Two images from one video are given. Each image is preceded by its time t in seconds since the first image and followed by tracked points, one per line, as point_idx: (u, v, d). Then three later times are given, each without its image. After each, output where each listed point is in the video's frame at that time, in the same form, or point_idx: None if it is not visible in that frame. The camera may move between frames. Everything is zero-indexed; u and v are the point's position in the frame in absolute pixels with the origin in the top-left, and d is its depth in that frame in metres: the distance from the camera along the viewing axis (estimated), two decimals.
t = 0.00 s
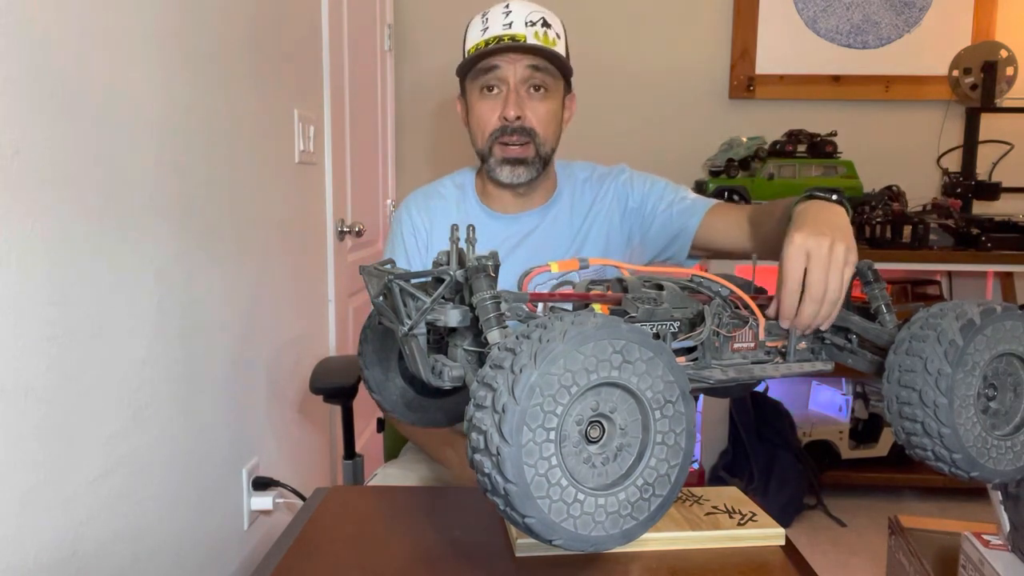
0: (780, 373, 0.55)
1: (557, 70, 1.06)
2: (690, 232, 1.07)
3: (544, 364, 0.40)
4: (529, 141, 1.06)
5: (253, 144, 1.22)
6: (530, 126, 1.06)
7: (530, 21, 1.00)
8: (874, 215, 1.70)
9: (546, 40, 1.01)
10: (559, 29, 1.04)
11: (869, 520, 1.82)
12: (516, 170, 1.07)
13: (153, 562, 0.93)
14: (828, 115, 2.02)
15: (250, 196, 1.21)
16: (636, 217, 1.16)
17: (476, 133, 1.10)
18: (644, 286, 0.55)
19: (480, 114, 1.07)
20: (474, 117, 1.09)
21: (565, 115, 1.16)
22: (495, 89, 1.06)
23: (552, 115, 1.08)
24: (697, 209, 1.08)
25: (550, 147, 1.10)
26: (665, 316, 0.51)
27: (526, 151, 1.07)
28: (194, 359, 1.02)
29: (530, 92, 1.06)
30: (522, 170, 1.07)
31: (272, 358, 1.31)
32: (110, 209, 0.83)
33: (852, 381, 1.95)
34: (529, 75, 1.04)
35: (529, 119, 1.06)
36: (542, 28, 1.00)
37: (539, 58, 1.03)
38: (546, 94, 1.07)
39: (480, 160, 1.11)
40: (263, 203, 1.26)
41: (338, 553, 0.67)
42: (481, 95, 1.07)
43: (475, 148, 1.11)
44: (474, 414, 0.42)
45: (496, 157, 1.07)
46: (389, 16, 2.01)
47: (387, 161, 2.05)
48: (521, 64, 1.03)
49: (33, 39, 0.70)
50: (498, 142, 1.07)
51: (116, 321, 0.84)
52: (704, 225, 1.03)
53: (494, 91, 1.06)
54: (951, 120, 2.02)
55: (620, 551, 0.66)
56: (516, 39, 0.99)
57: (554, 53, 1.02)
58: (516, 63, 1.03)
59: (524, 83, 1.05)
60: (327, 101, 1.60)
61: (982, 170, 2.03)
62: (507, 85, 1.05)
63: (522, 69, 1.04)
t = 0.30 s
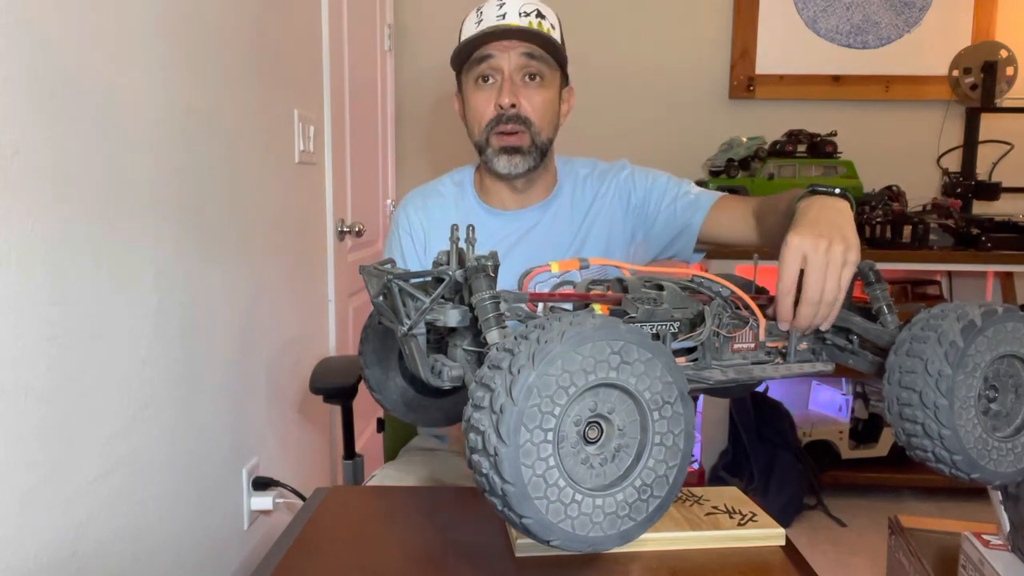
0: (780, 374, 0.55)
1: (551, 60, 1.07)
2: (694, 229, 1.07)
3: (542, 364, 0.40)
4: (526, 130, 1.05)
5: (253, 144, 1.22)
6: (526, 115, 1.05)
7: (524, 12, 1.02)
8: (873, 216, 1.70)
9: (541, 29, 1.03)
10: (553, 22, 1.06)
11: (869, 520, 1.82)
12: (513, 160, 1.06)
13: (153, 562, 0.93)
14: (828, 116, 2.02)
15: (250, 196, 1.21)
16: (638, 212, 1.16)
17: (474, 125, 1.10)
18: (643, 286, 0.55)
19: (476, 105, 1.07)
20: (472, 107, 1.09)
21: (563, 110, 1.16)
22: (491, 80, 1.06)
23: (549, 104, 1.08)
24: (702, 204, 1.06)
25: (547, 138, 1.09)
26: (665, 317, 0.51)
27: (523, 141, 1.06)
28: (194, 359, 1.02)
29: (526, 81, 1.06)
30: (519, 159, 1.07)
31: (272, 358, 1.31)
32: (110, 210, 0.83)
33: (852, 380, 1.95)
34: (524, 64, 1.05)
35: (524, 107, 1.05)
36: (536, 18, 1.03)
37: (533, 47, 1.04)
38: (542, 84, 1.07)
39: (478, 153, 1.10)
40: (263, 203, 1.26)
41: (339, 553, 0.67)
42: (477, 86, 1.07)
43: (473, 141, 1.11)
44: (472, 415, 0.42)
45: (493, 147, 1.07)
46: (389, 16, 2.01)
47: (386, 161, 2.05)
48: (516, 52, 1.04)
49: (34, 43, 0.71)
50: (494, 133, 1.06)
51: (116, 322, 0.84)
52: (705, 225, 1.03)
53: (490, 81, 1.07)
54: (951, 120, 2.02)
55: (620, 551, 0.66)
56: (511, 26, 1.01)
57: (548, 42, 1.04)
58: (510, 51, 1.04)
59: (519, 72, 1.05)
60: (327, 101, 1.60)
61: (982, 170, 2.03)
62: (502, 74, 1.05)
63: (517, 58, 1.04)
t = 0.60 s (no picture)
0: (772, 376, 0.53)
1: (551, 59, 1.07)
2: (695, 224, 1.05)
3: (509, 362, 0.40)
4: (524, 129, 1.06)
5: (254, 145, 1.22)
6: (525, 114, 1.05)
7: (522, 11, 1.01)
8: (873, 216, 1.71)
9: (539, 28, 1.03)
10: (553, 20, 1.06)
11: (869, 520, 1.82)
12: (512, 159, 1.06)
13: (153, 562, 0.93)
14: (828, 116, 2.02)
15: (250, 196, 1.21)
16: (639, 209, 1.15)
17: (474, 124, 1.10)
18: (639, 286, 0.55)
19: (476, 106, 1.08)
20: (472, 107, 1.08)
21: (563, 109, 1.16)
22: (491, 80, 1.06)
23: (548, 103, 1.08)
24: (703, 198, 1.05)
25: (547, 137, 1.09)
26: (658, 317, 0.52)
27: (522, 141, 1.06)
28: (194, 359, 1.02)
29: (526, 81, 1.06)
30: (519, 159, 1.06)
31: (272, 359, 1.30)
32: (110, 210, 0.83)
33: (852, 381, 1.95)
34: (523, 63, 1.05)
35: (523, 106, 1.05)
36: (535, 16, 1.02)
37: (531, 47, 1.04)
38: (540, 84, 1.07)
39: (478, 153, 1.10)
40: (263, 202, 1.26)
41: (339, 553, 0.67)
42: (476, 86, 1.08)
43: (472, 140, 1.11)
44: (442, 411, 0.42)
45: (492, 147, 1.07)
46: (389, 16, 2.00)
47: (386, 161, 2.05)
48: (514, 53, 1.04)
49: (35, 47, 0.71)
50: (493, 132, 1.07)
51: (116, 322, 0.84)
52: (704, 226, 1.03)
53: (489, 82, 1.07)
54: (951, 120, 2.01)
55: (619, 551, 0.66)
56: (510, 26, 1.00)
57: (546, 42, 1.03)
58: (508, 51, 1.04)
59: (517, 71, 1.05)
60: (327, 102, 1.60)
61: (982, 170, 2.03)
62: (501, 74, 1.05)
63: (515, 58, 1.04)
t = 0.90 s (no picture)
0: (749, 379, 0.53)
1: (553, 65, 1.06)
2: (696, 220, 1.05)
3: (436, 351, 0.42)
4: (524, 137, 1.06)
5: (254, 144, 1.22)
6: (527, 124, 1.06)
7: (525, 14, 1.00)
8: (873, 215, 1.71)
9: (542, 33, 1.01)
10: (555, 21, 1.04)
11: (869, 520, 1.82)
12: (512, 168, 1.07)
13: (153, 563, 0.93)
14: (828, 116, 2.02)
15: (250, 196, 1.21)
16: (639, 208, 1.14)
17: (474, 129, 1.10)
18: (630, 284, 0.54)
19: (477, 110, 1.07)
20: (473, 110, 1.08)
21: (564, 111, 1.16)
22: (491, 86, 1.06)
23: (549, 109, 1.08)
24: (702, 193, 1.04)
25: (547, 144, 1.10)
26: (637, 315, 0.52)
27: (522, 148, 1.07)
28: (194, 360, 1.02)
29: (528, 88, 1.06)
30: (519, 166, 1.08)
31: (272, 359, 1.30)
32: (110, 211, 0.83)
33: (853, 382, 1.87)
34: (524, 71, 1.04)
35: (524, 115, 1.05)
36: (537, 20, 1.01)
37: (534, 55, 1.03)
38: (541, 91, 1.07)
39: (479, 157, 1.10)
40: (263, 202, 1.26)
41: (339, 553, 0.67)
42: (477, 92, 1.07)
43: (473, 144, 1.11)
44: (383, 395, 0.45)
45: (493, 153, 1.07)
46: (389, 16, 2.00)
47: (386, 161, 2.05)
48: (516, 61, 1.03)
49: (36, 48, 0.71)
50: (493, 140, 1.07)
51: (116, 323, 0.84)
52: (703, 226, 1.03)
53: (490, 87, 1.07)
54: (951, 120, 2.01)
55: (620, 551, 0.66)
56: (512, 32, 0.99)
57: (548, 49, 1.02)
58: (510, 59, 1.03)
59: (518, 78, 1.05)
60: (327, 102, 1.60)
61: (982, 170, 2.03)
62: (503, 80, 1.05)
63: (517, 65, 1.04)
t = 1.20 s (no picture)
0: (710, 380, 0.53)
1: (550, 69, 1.05)
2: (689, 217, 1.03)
3: (366, 335, 0.48)
4: (522, 142, 1.06)
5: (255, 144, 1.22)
6: (525, 129, 1.06)
7: (522, 18, 0.98)
8: (873, 216, 1.72)
9: (538, 37, 1.00)
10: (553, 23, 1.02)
11: (868, 520, 1.82)
12: (512, 170, 1.08)
13: (153, 563, 0.94)
14: (828, 116, 2.02)
15: (250, 195, 1.21)
16: (637, 204, 1.12)
17: (474, 134, 1.11)
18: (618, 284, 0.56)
19: (476, 115, 1.08)
20: (474, 115, 1.09)
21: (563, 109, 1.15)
22: (488, 91, 1.06)
23: (548, 113, 1.08)
24: (694, 189, 1.03)
25: (546, 147, 1.10)
26: (610, 313, 0.53)
27: (520, 152, 1.07)
28: (194, 359, 1.02)
29: (525, 92, 1.06)
30: (518, 169, 1.08)
31: (272, 359, 1.30)
32: (110, 211, 0.83)
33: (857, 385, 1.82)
34: (522, 76, 1.04)
35: (522, 120, 1.06)
36: (534, 23, 0.99)
37: (531, 62, 1.03)
38: (539, 94, 1.06)
39: (479, 160, 1.12)
40: (263, 202, 1.27)
41: (340, 552, 0.67)
42: (475, 97, 1.08)
43: (474, 147, 1.12)
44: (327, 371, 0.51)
45: (493, 157, 1.08)
46: (389, 16, 2.00)
47: (387, 161, 2.05)
48: (513, 67, 1.03)
49: (36, 48, 0.71)
50: (493, 145, 1.08)
51: (116, 324, 0.84)
52: (701, 226, 1.03)
53: (488, 92, 1.07)
54: (951, 119, 2.01)
55: (620, 551, 0.66)
56: (509, 39, 0.98)
57: (545, 54, 1.01)
58: (506, 65, 1.03)
59: (515, 84, 1.04)
60: (327, 102, 1.60)
61: (982, 170, 2.03)
62: (500, 87, 1.05)
63: (515, 72, 1.03)
